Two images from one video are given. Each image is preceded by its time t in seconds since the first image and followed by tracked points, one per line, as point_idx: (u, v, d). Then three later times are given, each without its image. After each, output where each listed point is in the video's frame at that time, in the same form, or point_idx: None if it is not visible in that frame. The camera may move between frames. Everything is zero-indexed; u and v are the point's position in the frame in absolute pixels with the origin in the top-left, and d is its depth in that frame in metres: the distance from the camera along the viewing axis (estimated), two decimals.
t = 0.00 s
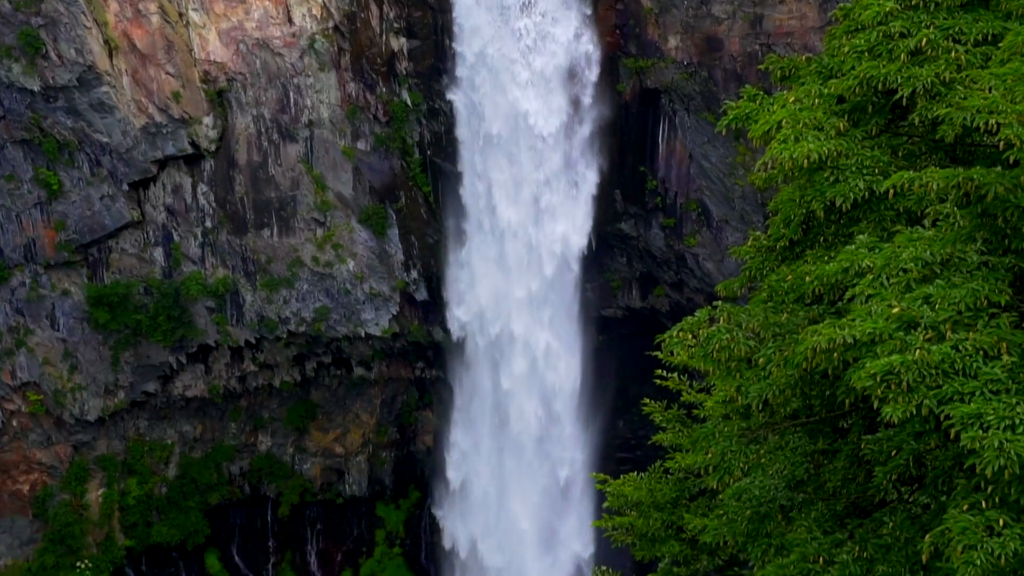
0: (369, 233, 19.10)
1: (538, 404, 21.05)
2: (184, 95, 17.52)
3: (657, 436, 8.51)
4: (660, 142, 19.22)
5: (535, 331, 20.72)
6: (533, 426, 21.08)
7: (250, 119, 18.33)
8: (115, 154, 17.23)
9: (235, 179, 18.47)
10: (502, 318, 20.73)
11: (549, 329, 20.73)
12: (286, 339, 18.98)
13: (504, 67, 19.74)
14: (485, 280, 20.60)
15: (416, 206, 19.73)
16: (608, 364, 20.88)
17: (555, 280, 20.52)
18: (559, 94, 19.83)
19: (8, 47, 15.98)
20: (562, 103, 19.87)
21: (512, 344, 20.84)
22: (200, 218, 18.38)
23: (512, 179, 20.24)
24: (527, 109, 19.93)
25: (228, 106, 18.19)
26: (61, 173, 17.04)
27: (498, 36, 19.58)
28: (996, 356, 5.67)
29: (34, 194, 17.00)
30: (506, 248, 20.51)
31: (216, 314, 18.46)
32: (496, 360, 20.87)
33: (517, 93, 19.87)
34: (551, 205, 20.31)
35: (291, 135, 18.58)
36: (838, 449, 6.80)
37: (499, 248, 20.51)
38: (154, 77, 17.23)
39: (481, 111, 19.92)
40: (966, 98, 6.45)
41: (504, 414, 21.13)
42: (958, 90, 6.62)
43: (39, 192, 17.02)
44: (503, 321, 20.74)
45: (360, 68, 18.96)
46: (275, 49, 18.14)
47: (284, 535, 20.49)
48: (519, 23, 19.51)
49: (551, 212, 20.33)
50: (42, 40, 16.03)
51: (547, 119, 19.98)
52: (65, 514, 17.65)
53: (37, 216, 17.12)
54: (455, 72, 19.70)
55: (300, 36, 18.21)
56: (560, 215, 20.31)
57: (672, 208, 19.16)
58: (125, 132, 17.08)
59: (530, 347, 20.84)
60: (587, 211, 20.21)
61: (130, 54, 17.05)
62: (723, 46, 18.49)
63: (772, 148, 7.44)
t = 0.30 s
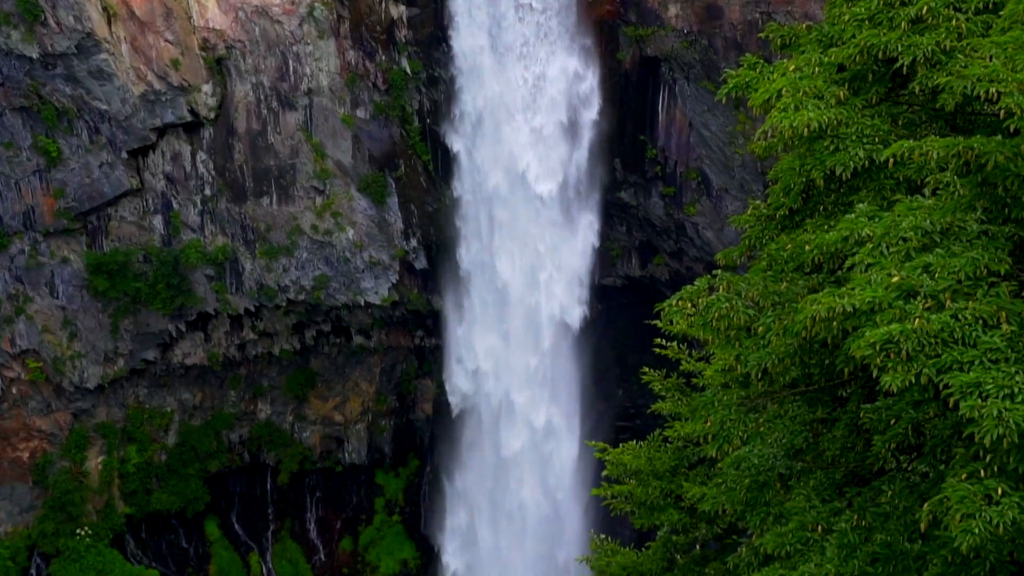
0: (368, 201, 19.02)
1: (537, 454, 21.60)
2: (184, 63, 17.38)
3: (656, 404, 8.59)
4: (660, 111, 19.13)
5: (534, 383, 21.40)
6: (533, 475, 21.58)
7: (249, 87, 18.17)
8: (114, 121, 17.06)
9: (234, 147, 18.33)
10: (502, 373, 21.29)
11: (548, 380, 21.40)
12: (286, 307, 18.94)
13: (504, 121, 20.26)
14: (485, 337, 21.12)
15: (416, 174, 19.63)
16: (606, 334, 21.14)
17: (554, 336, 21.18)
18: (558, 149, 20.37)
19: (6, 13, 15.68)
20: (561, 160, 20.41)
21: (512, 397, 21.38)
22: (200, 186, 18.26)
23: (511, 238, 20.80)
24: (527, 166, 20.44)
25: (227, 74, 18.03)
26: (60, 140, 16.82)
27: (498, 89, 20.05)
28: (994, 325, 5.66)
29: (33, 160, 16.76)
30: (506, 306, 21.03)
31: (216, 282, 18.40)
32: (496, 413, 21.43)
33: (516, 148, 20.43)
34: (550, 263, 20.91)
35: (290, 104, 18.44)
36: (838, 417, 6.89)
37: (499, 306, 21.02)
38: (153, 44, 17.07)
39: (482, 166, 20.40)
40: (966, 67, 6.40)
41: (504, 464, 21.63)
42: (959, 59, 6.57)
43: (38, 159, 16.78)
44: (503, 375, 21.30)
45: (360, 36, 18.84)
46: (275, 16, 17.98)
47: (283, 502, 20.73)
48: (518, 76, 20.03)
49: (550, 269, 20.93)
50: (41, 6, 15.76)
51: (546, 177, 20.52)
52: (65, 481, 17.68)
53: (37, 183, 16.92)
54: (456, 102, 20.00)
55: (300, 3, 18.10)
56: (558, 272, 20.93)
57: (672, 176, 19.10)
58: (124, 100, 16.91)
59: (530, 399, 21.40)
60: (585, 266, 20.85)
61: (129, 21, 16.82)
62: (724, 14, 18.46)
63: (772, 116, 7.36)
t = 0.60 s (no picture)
0: (369, 169, 18.95)
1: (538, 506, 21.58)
2: (184, 30, 17.21)
3: (657, 372, 8.61)
4: (662, 79, 19.12)
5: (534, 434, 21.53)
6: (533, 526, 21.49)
7: (250, 54, 18.14)
8: (115, 89, 16.90)
9: (235, 115, 18.28)
10: (501, 423, 21.63)
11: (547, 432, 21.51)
12: (287, 275, 18.97)
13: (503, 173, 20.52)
14: (486, 388, 21.53)
15: (416, 143, 19.61)
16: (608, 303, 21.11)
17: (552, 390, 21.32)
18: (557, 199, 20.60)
19: None
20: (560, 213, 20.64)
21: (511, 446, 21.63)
22: (201, 154, 18.18)
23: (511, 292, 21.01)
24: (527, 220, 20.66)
25: (228, 41, 17.93)
26: (60, 107, 16.65)
27: (498, 140, 20.36)
28: (996, 295, 5.48)
29: (34, 128, 16.61)
30: (506, 359, 21.32)
31: (217, 250, 18.36)
32: (495, 461, 21.72)
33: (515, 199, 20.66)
34: (550, 316, 21.14)
35: (290, 71, 18.43)
36: (838, 386, 6.86)
37: (497, 358, 21.33)
38: (154, 12, 16.81)
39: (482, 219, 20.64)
40: (968, 36, 6.34)
41: (504, 517, 21.67)
42: (961, 27, 6.50)
43: (39, 126, 16.63)
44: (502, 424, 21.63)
45: (360, 3, 18.72)
46: None
47: (284, 470, 20.91)
48: (518, 129, 20.33)
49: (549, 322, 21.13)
50: None
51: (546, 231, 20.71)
52: (67, 449, 17.74)
53: (37, 150, 16.77)
54: (455, 129, 20.17)
55: None
56: (557, 325, 21.13)
57: (673, 145, 19.07)
58: (124, 67, 16.74)
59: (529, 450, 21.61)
60: (583, 321, 21.16)
61: None
62: None
63: (774, 85, 7.32)
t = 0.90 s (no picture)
0: (371, 138, 18.84)
1: None
2: None
3: (659, 344, 8.68)
4: (664, 50, 18.49)
5: (533, 494, 21.45)
6: None
7: (252, 23, 18.10)
8: (117, 57, 16.94)
9: (237, 84, 18.22)
10: (503, 480, 21.81)
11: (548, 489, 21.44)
12: (290, 245, 18.91)
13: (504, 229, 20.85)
14: (487, 452, 21.95)
15: (419, 112, 19.44)
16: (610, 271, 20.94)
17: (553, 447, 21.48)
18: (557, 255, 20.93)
19: None
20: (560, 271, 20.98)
21: (512, 505, 21.62)
22: (203, 123, 18.13)
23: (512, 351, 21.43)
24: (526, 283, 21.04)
25: (229, 9, 17.90)
26: (62, 76, 16.73)
27: (499, 197, 20.65)
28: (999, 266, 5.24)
29: (35, 97, 16.70)
30: (506, 423, 21.72)
31: (219, 219, 18.35)
32: (495, 528, 21.65)
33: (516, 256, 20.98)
34: (549, 380, 21.35)
35: (293, 40, 18.31)
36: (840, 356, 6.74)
37: (499, 424, 21.76)
38: None
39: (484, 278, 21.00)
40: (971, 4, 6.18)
41: None
42: None
43: (40, 95, 16.71)
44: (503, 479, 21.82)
45: None
46: None
47: (286, 439, 21.11)
48: (519, 184, 20.64)
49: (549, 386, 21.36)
50: None
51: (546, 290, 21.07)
52: (69, 417, 17.84)
53: (39, 119, 16.83)
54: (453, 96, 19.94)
55: None
56: (556, 393, 21.34)
57: (676, 115, 18.48)
58: (126, 36, 16.80)
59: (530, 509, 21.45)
60: (582, 388, 21.32)
61: None
62: None
63: (778, 55, 7.25)
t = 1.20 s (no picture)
0: (374, 108, 18.77)
1: None
2: None
3: (662, 314, 8.73)
4: (667, 18, 18.22)
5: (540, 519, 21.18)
6: None
7: None
8: (119, 26, 16.95)
9: (239, 53, 18.19)
10: (503, 542, 21.37)
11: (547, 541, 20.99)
12: (292, 214, 18.89)
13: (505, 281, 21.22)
14: (488, 519, 21.64)
15: (422, 82, 19.37)
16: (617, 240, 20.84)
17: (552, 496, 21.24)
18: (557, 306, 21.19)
19: None
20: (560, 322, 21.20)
21: (511, 562, 21.13)
22: (205, 92, 18.09)
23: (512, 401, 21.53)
24: (527, 346, 21.35)
25: None
26: (64, 45, 16.67)
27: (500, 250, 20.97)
28: (1003, 237, 5.14)
29: (37, 65, 16.55)
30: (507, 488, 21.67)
31: (222, 188, 18.31)
32: None
33: (516, 307, 21.31)
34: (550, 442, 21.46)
35: (295, 9, 18.28)
36: (843, 326, 6.78)
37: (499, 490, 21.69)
38: None
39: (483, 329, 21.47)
40: None
41: None
42: None
43: (43, 63, 16.58)
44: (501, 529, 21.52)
45: None
46: None
47: (290, 409, 21.43)
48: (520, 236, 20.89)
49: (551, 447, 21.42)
50: None
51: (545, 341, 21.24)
52: (72, 386, 17.89)
53: (42, 87, 16.68)
54: (451, 64, 19.84)
55: None
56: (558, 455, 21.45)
57: (679, 85, 18.31)
58: (128, 4, 16.82)
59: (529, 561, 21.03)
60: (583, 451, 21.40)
61: None
62: None
63: (782, 25, 7.22)
